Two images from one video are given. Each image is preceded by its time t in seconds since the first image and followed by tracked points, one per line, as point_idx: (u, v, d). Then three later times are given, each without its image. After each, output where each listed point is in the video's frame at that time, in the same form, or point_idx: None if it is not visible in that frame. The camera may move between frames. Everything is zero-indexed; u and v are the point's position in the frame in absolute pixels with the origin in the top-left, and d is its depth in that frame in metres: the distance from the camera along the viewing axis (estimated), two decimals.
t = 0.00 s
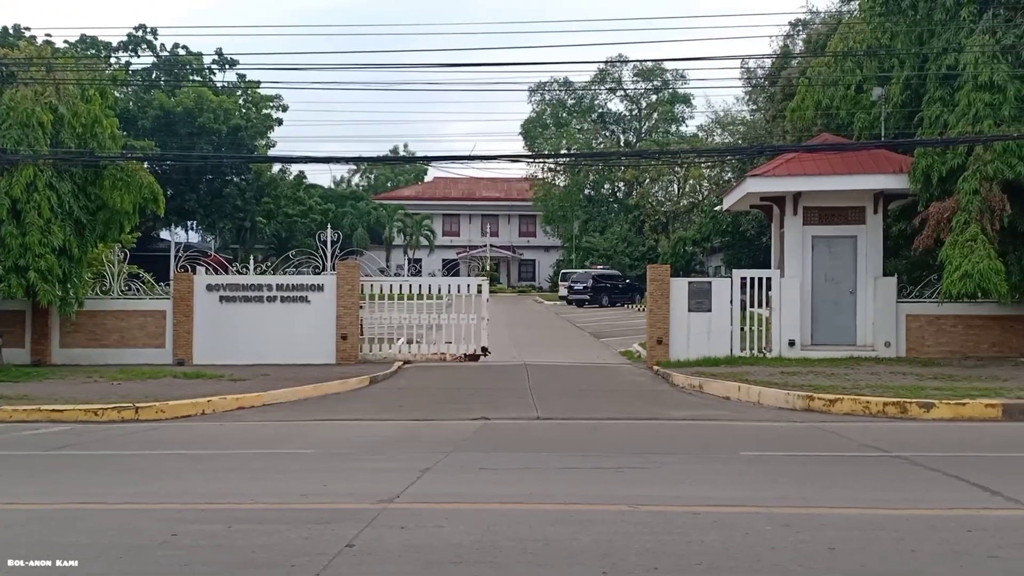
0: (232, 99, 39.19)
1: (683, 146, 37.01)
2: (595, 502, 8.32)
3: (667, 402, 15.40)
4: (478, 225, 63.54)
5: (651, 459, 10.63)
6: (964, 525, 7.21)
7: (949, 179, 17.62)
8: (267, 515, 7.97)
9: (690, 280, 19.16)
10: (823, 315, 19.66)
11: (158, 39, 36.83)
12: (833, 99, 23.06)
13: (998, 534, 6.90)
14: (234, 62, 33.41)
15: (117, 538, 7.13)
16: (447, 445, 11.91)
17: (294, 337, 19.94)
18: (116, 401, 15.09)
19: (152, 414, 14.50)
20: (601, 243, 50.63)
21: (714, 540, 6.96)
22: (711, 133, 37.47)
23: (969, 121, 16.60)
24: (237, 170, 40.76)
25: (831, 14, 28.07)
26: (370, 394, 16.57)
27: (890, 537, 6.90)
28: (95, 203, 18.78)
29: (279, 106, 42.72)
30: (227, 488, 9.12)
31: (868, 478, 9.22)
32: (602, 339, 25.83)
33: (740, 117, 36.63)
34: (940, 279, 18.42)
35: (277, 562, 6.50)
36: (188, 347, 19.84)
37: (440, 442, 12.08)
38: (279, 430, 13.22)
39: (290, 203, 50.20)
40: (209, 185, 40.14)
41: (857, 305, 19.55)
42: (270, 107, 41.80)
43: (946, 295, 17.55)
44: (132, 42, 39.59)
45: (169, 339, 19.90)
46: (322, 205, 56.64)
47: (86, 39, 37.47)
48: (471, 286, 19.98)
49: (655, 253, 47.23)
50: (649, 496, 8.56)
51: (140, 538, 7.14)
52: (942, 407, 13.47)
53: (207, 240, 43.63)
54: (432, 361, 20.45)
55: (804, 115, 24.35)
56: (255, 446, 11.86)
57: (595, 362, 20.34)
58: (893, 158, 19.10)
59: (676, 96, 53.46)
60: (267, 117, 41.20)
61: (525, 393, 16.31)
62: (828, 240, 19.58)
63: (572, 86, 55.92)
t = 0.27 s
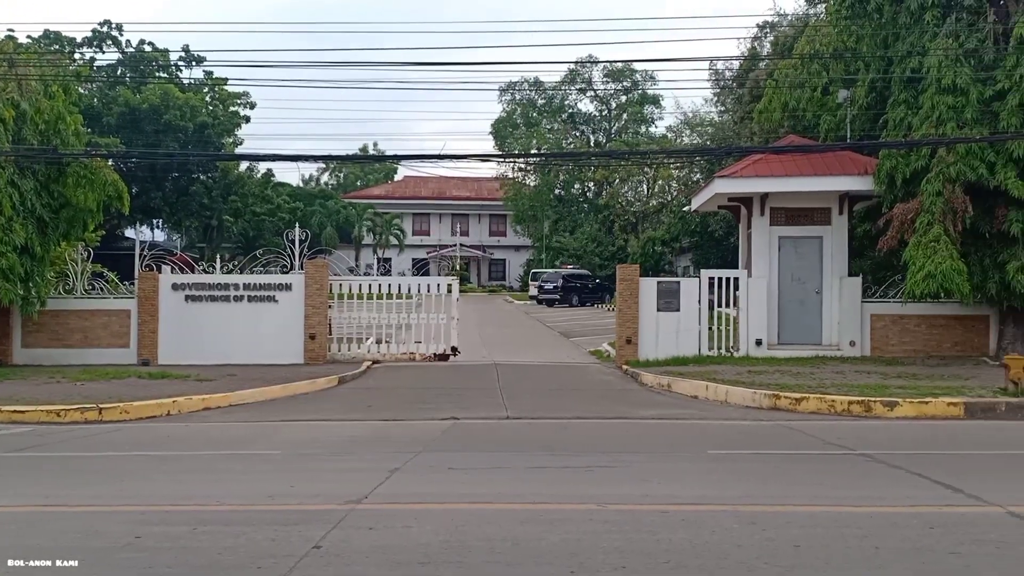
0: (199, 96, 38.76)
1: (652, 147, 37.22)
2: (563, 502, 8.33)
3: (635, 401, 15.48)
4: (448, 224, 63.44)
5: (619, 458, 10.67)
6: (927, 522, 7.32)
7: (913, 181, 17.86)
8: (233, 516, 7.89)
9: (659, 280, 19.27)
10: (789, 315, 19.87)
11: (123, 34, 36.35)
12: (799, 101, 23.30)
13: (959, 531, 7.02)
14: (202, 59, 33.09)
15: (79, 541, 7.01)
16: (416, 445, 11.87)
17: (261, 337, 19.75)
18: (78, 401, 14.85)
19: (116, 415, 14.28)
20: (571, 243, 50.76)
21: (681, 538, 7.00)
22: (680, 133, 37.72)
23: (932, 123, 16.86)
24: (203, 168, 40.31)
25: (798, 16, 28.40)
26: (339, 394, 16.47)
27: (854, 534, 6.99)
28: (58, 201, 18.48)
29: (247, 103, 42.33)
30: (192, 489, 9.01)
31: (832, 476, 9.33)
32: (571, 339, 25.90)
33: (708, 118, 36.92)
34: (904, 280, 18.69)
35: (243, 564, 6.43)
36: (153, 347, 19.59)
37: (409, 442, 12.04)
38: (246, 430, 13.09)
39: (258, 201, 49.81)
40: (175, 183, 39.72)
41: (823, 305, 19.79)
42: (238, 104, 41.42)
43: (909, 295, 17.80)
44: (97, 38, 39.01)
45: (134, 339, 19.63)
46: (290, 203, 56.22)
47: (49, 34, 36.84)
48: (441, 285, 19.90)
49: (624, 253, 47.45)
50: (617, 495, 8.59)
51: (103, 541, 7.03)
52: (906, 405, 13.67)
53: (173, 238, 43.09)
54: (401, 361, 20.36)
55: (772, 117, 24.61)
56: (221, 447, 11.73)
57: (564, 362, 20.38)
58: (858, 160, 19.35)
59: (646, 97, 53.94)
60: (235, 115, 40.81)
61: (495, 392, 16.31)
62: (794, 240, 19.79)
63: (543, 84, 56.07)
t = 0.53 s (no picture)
0: (158, 91, 38.14)
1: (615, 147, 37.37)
2: (525, 500, 8.34)
3: (598, 399, 15.54)
4: (412, 222, 63.20)
5: (581, 456, 10.71)
6: (882, 518, 7.45)
7: (870, 182, 18.14)
8: (191, 517, 7.77)
9: (622, 279, 19.36)
10: (749, 314, 20.10)
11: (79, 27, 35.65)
12: (759, 102, 23.51)
13: (914, 527, 7.15)
14: (161, 54, 32.59)
15: (33, 544, 6.86)
16: (378, 444, 11.81)
17: (221, 336, 19.49)
18: (32, 401, 14.54)
19: (71, 415, 14.01)
20: (535, 242, 50.82)
21: (642, 536, 7.05)
22: (643, 134, 37.88)
23: (890, 126, 17.14)
24: (162, 164, 39.66)
25: (759, 18, 28.70)
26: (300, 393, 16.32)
27: (811, 531, 7.09)
28: (11, 197, 18.07)
29: (207, 99, 41.76)
30: (149, 490, 8.86)
31: (790, 474, 9.45)
32: (535, 337, 25.94)
33: (671, 119, 37.22)
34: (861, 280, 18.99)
35: (201, 566, 6.34)
36: (110, 346, 19.25)
37: (371, 442, 11.97)
38: (206, 430, 12.92)
39: (218, 198, 49.20)
40: (133, 180, 39.05)
41: (783, 305, 20.05)
42: (198, 100, 40.85)
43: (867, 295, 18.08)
44: (52, 31, 38.20)
45: (90, 338, 19.28)
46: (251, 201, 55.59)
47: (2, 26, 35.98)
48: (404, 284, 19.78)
49: (588, 252, 47.62)
50: (579, 493, 8.62)
51: (57, 543, 6.89)
52: (862, 403, 13.89)
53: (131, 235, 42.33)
54: (364, 360, 20.23)
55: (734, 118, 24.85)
56: (180, 447, 11.56)
57: (528, 361, 20.40)
58: (817, 161, 19.61)
59: (610, 96, 53.73)
60: (195, 111, 40.24)
61: (459, 391, 16.28)
62: (755, 240, 20.02)
63: (507, 83, 55.87)
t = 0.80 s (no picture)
0: (113, 86, 37.40)
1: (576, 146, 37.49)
2: (484, 500, 8.33)
3: (559, 398, 15.60)
4: (373, 221, 62.84)
5: (541, 455, 10.74)
6: (837, 515, 7.58)
7: (827, 183, 18.41)
8: (146, 519, 7.64)
9: (583, 278, 19.44)
10: (708, 313, 20.32)
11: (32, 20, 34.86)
12: (719, 104, 23.93)
13: (867, 523, 7.28)
14: (116, 47, 32.01)
15: None
16: (338, 444, 11.72)
17: (177, 335, 19.20)
18: None
19: (22, 415, 13.70)
20: (497, 241, 50.84)
21: (601, 534, 7.08)
22: (604, 134, 38.05)
23: (846, 128, 17.43)
24: (118, 160, 38.88)
25: (718, 21, 28.99)
26: (259, 393, 16.13)
27: (767, 527, 7.19)
28: None
29: (164, 94, 41.06)
30: (102, 492, 8.68)
31: (748, 471, 9.57)
32: (496, 337, 25.94)
33: (632, 119, 37.48)
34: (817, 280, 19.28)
35: (156, 569, 6.24)
36: (62, 345, 18.86)
37: (330, 441, 11.88)
38: (161, 430, 12.72)
39: (175, 195, 48.41)
40: (87, 175, 38.16)
41: (741, 304, 20.30)
42: (154, 95, 40.15)
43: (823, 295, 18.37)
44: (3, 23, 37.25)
45: (42, 337, 18.88)
46: (209, 198, 54.85)
47: None
48: (364, 283, 19.64)
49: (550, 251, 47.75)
50: (539, 492, 8.65)
51: (7, 546, 6.73)
52: (818, 402, 14.13)
53: (85, 232, 41.45)
54: (323, 359, 20.06)
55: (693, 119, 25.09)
56: (135, 448, 11.37)
57: (489, 360, 20.40)
58: (775, 162, 19.87)
59: (571, 97, 54.17)
60: (151, 106, 39.54)
61: (419, 391, 16.22)
62: (714, 240, 20.24)
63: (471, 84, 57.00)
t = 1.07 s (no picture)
0: (64, 80, 36.58)
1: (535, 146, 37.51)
2: (441, 500, 8.30)
3: (518, 398, 15.62)
4: (331, 219, 62.32)
5: (499, 455, 10.74)
6: (789, 512, 7.68)
7: (782, 185, 18.67)
8: (95, 522, 7.49)
9: (542, 278, 19.47)
10: (666, 313, 20.49)
11: None
12: (677, 106, 24.30)
13: (819, 520, 7.39)
14: (67, 41, 31.32)
15: None
16: (294, 445, 11.60)
17: (129, 334, 18.84)
18: None
19: None
20: (456, 241, 50.71)
21: (558, 533, 7.10)
22: (564, 134, 38.13)
23: (800, 131, 17.69)
24: (69, 156, 38.01)
25: (677, 23, 29.22)
26: (213, 393, 15.90)
27: (722, 525, 7.27)
28: None
29: (118, 89, 40.25)
30: (50, 495, 8.50)
31: (704, 470, 9.66)
32: (455, 336, 25.89)
33: (592, 120, 37.65)
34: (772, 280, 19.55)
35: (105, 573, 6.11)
36: (10, 344, 18.43)
37: (286, 442, 11.75)
38: (113, 432, 12.47)
39: (128, 192, 47.48)
40: (37, 171, 37.16)
41: (697, 304, 20.50)
42: (107, 90, 39.34)
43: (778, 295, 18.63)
44: None
45: None
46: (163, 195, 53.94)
47: None
48: (321, 282, 19.42)
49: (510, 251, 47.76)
50: (496, 492, 8.64)
51: None
52: (773, 400, 14.33)
53: (35, 228, 40.43)
54: (279, 359, 19.83)
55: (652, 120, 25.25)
56: (85, 450, 11.13)
57: (448, 360, 20.34)
58: (731, 164, 20.09)
59: (531, 96, 54.14)
60: (104, 101, 38.74)
61: (378, 391, 16.12)
62: (671, 241, 20.42)
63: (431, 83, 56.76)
